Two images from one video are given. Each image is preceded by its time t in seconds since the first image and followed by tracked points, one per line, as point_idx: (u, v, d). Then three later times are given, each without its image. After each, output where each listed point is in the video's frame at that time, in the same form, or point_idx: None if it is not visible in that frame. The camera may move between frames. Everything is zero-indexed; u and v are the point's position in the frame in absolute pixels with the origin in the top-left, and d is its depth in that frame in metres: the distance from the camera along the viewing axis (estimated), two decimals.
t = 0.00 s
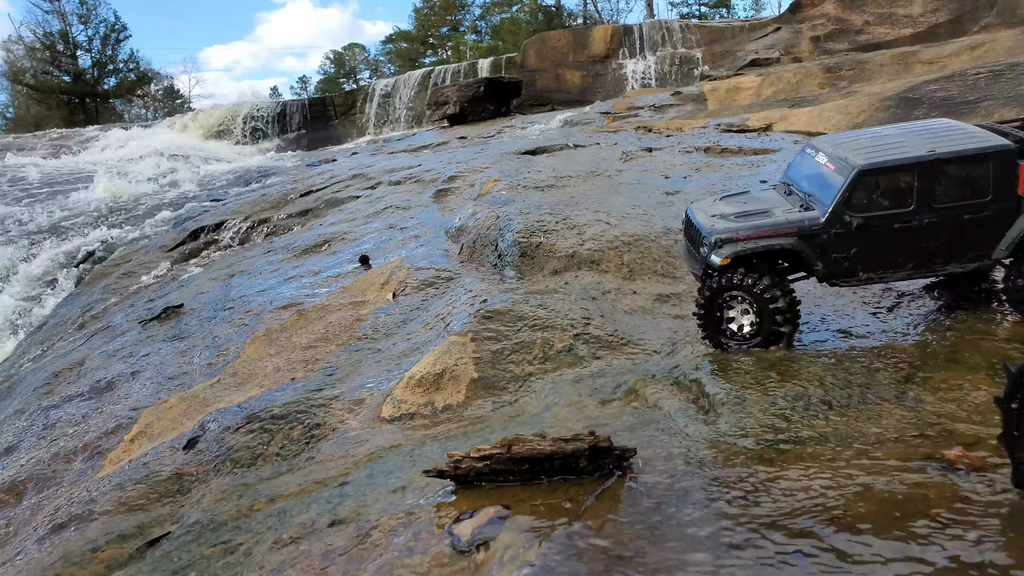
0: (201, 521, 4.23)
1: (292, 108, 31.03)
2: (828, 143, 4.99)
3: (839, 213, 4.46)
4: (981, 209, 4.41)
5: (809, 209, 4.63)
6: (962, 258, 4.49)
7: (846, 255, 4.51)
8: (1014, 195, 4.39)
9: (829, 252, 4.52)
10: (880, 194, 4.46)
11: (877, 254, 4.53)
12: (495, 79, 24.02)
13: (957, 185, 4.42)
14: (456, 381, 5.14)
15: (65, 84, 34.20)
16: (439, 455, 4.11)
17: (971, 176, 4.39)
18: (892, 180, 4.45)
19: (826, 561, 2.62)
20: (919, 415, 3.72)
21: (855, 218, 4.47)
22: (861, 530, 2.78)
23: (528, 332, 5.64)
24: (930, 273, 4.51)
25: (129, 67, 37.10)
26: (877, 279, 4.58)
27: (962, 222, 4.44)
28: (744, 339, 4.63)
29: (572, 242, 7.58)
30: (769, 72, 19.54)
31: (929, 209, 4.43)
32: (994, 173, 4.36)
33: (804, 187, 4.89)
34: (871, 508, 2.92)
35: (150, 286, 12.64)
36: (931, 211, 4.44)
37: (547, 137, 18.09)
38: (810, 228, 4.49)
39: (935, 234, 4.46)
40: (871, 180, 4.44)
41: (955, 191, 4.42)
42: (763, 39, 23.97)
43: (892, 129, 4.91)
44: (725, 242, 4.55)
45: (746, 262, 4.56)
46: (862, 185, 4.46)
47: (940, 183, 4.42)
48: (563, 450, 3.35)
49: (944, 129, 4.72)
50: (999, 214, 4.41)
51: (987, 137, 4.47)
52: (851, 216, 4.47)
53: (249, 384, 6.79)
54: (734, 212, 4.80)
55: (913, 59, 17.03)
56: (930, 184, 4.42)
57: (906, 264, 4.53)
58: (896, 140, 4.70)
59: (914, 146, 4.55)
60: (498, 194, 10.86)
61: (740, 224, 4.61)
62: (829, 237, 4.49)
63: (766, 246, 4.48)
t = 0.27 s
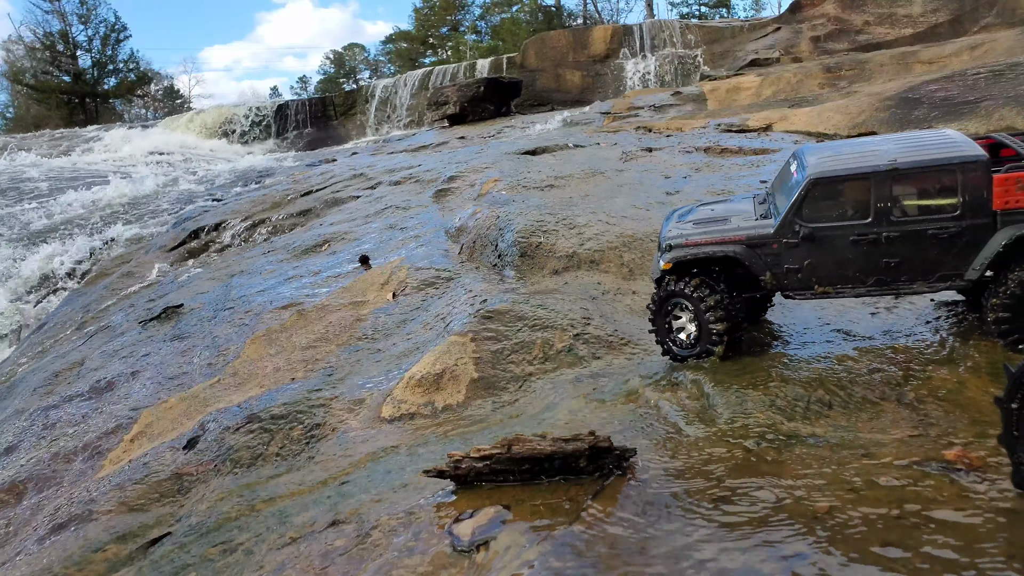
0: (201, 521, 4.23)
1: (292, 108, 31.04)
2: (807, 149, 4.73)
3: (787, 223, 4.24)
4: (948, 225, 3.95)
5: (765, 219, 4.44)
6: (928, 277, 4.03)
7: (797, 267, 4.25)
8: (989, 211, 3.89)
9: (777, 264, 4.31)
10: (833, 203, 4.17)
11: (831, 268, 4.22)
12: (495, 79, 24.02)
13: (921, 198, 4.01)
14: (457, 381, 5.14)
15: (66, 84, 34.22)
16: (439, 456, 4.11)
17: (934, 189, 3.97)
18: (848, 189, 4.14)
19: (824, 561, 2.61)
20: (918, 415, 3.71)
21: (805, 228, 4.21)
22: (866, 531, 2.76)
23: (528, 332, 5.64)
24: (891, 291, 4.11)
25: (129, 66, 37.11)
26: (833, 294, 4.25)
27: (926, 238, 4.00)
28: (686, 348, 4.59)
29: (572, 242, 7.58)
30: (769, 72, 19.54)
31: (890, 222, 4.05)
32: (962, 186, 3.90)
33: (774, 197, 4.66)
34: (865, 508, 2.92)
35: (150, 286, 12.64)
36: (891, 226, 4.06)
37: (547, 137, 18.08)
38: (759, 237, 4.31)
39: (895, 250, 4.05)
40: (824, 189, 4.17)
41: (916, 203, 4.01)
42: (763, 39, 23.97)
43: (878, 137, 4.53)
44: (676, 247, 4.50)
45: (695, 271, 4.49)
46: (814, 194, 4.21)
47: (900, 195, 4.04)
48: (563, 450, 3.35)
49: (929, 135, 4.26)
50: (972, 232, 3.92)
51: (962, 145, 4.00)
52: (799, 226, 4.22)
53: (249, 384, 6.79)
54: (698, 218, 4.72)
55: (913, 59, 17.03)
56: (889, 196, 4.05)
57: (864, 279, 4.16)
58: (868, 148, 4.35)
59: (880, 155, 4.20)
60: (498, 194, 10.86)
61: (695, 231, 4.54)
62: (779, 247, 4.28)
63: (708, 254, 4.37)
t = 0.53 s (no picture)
0: (201, 521, 4.23)
1: (292, 108, 31.04)
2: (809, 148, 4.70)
3: (783, 225, 4.25)
4: (945, 229, 3.93)
5: (762, 220, 4.46)
6: (924, 281, 4.03)
7: (792, 269, 4.26)
8: (986, 215, 3.86)
9: (772, 265, 4.32)
10: (830, 206, 4.16)
11: (827, 270, 4.22)
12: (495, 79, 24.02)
13: (918, 201, 3.99)
14: (456, 381, 5.14)
15: (65, 84, 34.22)
16: (439, 456, 4.11)
17: (931, 192, 3.95)
18: (845, 192, 4.13)
19: (824, 561, 2.61)
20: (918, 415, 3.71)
21: (801, 230, 4.21)
22: (865, 531, 2.76)
23: (528, 332, 5.65)
24: (887, 294, 4.12)
25: (129, 66, 37.11)
26: (830, 296, 4.25)
27: (922, 242, 3.99)
28: (681, 349, 4.56)
29: (572, 242, 7.58)
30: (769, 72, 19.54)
31: (887, 225, 4.04)
32: (959, 189, 3.87)
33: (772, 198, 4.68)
34: (864, 508, 2.92)
35: (150, 286, 12.64)
36: (888, 228, 4.05)
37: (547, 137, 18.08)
38: (754, 239, 4.32)
39: (892, 253, 4.05)
40: (821, 191, 4.16)
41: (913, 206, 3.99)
42: (763, 39, 23.97)
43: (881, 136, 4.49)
44: (672, 247, 4.54)
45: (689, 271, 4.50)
46: (810, 196, 4.21)
47: (897, 198, 4.03)
48: (563, 450, 3.36)
49: (929, 137, 4.22)
50: (970, 236, 3.89)
51: (960, 148, 3.96)
52: (794, 229, 4.23)
53: (249, 384, 6.79)
54: (696, 220, 4.75)
55: (913, 59, 17.03)
56: (885, 199, 4.04)
57: (861, 282, 4.16)
58: (868, 149, 4.32)
59: (878, 157, 4.17)
60: (498, 194, 10.86)
61: (692, 231, 4.57)
62: (774, 250, 4.29)
63: (702, 254, 4.39)
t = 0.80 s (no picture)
0: (201, 521, 4.23)
1: (292, 108, 31.06)
2: (769, 163, 4.76)
3: (726, 240, 4.33)
4: (880, 240, 3.95)
5: (711, 234, 4.54)
6: (864, 291, 4.05)
7: (738, 282, 4.34)
8: (917, 225, 3.86)
9: (718, 278, 4.40)
10: (773, 220, 4.23)
11: (773, 282, 4.29)
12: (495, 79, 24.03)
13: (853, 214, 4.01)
14: (457, 381, 5.15)
15: (65, 84, 34.23)
16: (439, 456, 4.11)
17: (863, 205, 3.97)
18: (785, 207, 4.20)
19: (823, 561, 2.61)
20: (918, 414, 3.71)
21: (744, 246, 4.30)
22: (867, 531, 2.76)
23: (528, 332, 5.65)
24: (830, 304, 4.15)
25: (129, 66, 37.10)
26: (777, 307, 4.31)
27: (859, 253, 4.02)
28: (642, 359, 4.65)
29: (572, 242, 7.59)
30: (769, 72, 19.55)
31: (824, 237, 4.08)
32: (888, 202, 3.89)
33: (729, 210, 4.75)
34: (864, 508, 2.93)
35: (150, 286, 12.65)
36: (827, 241, 4.09)
37: (547, 137, 18.09)
38: (700, 255, 4.42)
39: (832, 266, 4.09)
40: (761, 208, 4.25)
41: (849, 220, 4.02)
42: (762, 39, 23.99)
43: (836, 151, 4.51)
44: (630, 262, 4.67)
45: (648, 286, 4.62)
46: (752, 212, 4.30)
47: (833, 211, 4.07)
48: (563, 450, 3.36)
49: (871, 152, 4.24)
50: (903, 246, 3.90)
51: (893, 164, 3.97)
52: (738, 244, 4.31)
53: (249, 384, 6.79)
54: (656, 234, 4.86)
55: (913, 59, 17.04)
56: (822, 213, 4.09)
57: (804, 293, 4.22)
58: (816, 165, 4.37)
59: (820, 172, 4.22)
60: (498, 194, 10.88)
61: (647, 246, 4.69)
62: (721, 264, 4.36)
63: (653, 269, 4.50)
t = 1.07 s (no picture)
0: (201, 521, 4.23)
1: (292, 108, 31.06)
2: (714, 163, 4.92)
3: (663, 230, 4.49)
4: (802, 234, 4.09)
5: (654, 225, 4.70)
6: (789, 282, 4.18)
7: (673, 270, 4.50)
8: (837, 221, 3.99)
9: (656, 268, 4.56)
10: (707, 212, 4.39)
11: (705, 272, 4.44)
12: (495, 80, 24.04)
13: (778, 209, 4.16)
14: (456, 381, 5.16)
15: (65, 84, 34.22)
16: (440, 456, 4.12)
17: (785, 200, 4.12)
18: (716, 200, 4.35)
19: (822, 562, 2.61)
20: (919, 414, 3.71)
21: (678, 235, 4.44)
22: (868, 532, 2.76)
23: (528, 332, 5.67)
24: (756, 294, 4.28)
25: (129, 66, 37.08)
26: (708, 296, 4.45)
27: (782, 246, 4.16)
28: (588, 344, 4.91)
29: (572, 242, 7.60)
30: (769, 72, 19.56)
31: (751, 229, 4.24)
32: (810, 197, 4.03)
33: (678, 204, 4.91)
34: (866, 509, 2.92)
35: (150, 286, 12.65)
36: (754, 233, 4.25)
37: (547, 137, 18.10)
38: (639, 244, 4.58)
39: (757, 256, 4.24)
40: (694, 200, 4.42)
41: (773, 214, 4.17)
42: (762, 39, 23.99)
43: (775, 153, 4.67)
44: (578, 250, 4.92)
45: (588, 274, 4.89)
46: (687, 204, 4.47)
47: (759, 206, 4.22)
48: (563, 450, 3.36)
49: (806, 155, 4.39)
50: (823, 241, 4.04)
51: (820, 163, 4.12)
52: (673, 233, 4.46)
53: (249, 384, 6.79)
54: (612, 225, 5.06)
55: (913, 59, 17.05)
56: (750, 207, 4.24)
57: (733, 283, 4.37)
58: (753, 164, 4.53)
59: (752, 169, 4.38)
60: (498, 194, 10.89)
61: (600, 235, 4.90)
62: (658, 252, 4.52)
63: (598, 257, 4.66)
